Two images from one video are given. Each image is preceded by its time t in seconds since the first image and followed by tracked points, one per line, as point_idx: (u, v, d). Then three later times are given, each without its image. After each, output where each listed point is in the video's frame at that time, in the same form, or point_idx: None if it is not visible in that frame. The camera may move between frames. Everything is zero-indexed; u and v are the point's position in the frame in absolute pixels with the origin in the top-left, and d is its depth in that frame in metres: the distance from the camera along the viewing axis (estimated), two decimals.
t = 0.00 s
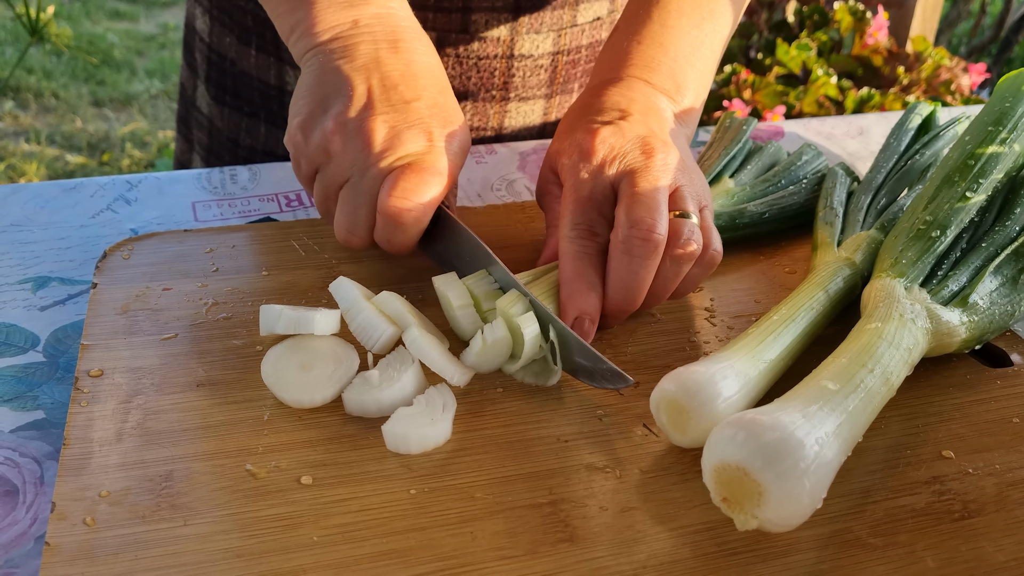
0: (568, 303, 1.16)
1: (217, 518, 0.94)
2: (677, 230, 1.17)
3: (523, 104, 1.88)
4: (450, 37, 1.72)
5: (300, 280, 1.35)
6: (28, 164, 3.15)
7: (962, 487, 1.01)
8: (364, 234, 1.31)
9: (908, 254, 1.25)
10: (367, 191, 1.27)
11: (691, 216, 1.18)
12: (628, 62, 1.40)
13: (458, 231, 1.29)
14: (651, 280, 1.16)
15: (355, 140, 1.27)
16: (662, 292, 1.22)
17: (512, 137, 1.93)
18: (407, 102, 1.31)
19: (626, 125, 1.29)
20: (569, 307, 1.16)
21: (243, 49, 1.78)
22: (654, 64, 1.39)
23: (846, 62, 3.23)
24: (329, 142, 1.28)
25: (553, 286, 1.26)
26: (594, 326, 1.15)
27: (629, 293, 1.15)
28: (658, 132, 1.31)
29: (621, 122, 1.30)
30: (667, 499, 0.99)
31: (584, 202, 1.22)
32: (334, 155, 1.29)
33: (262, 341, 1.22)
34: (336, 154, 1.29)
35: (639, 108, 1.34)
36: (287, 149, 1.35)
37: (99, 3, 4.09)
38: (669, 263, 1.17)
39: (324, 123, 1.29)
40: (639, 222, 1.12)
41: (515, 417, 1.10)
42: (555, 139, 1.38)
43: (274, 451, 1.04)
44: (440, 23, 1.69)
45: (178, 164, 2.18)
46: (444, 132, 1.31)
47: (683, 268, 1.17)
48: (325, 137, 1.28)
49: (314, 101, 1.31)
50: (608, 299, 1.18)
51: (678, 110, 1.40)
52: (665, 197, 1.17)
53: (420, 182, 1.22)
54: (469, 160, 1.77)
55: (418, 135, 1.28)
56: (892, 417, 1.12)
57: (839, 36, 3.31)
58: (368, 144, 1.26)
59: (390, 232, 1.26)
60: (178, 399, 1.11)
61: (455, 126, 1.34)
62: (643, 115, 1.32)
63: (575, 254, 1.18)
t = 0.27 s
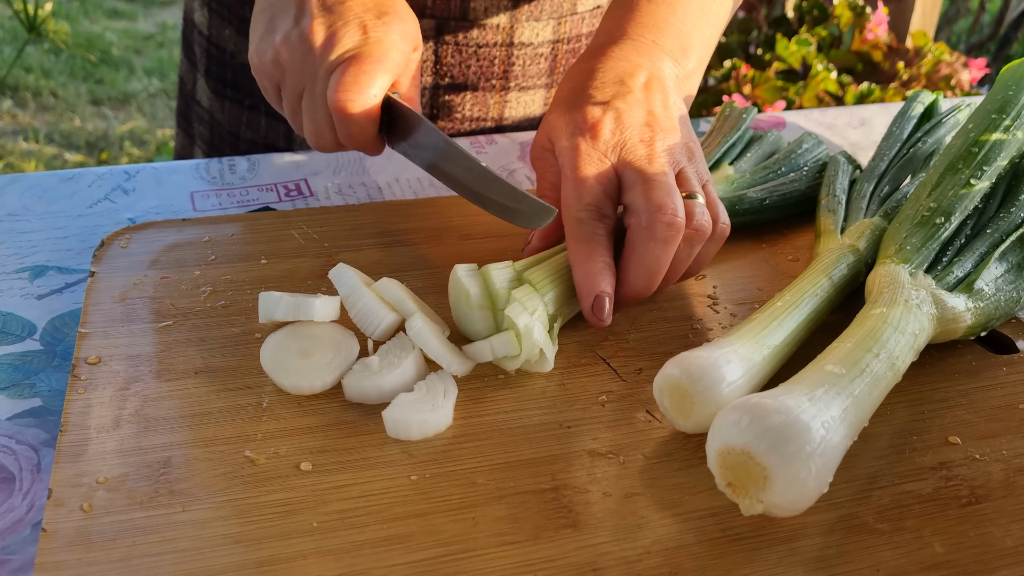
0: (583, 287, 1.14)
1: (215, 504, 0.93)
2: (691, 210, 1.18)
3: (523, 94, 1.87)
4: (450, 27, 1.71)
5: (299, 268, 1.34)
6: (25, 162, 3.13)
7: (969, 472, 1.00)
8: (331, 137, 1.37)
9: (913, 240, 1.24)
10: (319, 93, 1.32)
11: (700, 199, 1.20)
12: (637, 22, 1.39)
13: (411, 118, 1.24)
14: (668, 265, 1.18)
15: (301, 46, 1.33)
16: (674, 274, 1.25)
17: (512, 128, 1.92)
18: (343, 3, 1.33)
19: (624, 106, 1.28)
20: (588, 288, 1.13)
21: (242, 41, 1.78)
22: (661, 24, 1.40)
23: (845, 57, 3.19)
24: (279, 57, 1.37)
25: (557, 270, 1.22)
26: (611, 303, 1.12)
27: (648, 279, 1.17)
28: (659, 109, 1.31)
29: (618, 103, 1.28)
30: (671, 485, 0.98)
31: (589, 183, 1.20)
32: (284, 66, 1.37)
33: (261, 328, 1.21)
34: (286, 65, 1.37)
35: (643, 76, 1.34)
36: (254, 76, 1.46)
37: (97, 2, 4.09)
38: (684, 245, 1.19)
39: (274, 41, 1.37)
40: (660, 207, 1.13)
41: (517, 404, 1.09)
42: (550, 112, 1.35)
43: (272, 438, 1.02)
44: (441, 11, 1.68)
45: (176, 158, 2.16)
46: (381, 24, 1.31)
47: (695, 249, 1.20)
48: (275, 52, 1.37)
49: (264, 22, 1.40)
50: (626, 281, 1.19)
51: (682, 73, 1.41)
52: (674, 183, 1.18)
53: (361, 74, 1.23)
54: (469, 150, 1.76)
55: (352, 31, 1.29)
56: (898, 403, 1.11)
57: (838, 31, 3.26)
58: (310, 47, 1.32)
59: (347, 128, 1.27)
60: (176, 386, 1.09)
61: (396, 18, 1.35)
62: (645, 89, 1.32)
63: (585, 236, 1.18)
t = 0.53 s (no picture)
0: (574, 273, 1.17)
1: (218, 493, 0.92)
2: (686, 196, 1.17)
3: (526, 86, 1.86)
4: (452, 18, 1.70)
5: (302, 258, 1.33)
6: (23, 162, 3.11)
7: (980, 460, 0.99)
8: (353, 172, 1.28)
9: (920, 228, 1.23)
10: (355, 126, 1.24)
11: (696, 184, 1.19)
12: (636, 20, 1.38)
13: (446, 161, 1.22)
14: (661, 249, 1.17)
15: (342, 77, 1.24)
16: (668, 261, 1.24)
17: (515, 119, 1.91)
18: (391, 39, 1.27)
19: (629, 90, 1.27)
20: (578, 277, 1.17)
21: (242, 33, 1.75)
22: (661, 24, 1.38)
23: (846, 53, 3.19)
24: (316, 84, 1.27)
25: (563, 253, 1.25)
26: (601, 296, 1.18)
27: (639, 262, 1.15)
28: (662, 98, 1.29)
29: (623, 88, 1.27)
30: (679, 473, 0.97)
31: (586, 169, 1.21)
32: (321, 96, 1.27)
33: (264, 317, 1.20)
34: (323, 95, 1.27)
35: (642, 70, 1.32)
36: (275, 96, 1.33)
37: (95, 3, 4.08)
38: (678, 231, 1.18)
39: (310, 66, 1.27)
40: (649, 189, 1.11)
41: (524, 392, 1.08)
42: (557, 100, 1.36)
43: (276, 426, 1.01)
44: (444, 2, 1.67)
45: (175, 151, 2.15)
46: (429, 68, 1.28)
47: (691, 235, 1.18)
48: (312, 80, 1.27)
49: (300, 46, 1.29)
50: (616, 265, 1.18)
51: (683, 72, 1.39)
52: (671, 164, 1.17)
53: (407, 115, 1.19)
54: (471, 141, 1.75)
55: (402, 70, 1.24)
56: (907, 391, 1.10)
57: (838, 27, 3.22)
58: (353, 81, 1.23)
59: (379, 169, 1.22)
60: (178, 375, 1.08)
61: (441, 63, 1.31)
62: (647, 79, 1.31)
63: (581, 221, 1.18)
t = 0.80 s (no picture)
0: (581, 267, 1.15)
1: (219, 486, 0.91)
2: (696, 195, 1.17)
3: (539, 78, 1.85)
4: (455, 11, 1.69)
5: (303, 251, 1.32)
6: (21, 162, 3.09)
7: (989, 452, 0.98)
8: (318, 157, 1.42)
9: (926, 220, 1.22)
10: (316, 116, 1.38)
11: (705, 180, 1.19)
12: (639, 7, 1.38)
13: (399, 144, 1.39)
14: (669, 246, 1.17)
15: (302, 68, 1.39)
16: (674, 257, 1.23)
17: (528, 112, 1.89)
18: (350, 30, 1.41)
19: (637, 79, 1.26)
20: (584, 270, 1.14)
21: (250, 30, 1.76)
22: (664, 11, 1.38)
23: (846, 49, 3.20)
24: (279, 75, 1.41)
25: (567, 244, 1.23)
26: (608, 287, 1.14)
27: (648, 259, 1.15)
28: (670, 86, 1.29)
29: (631, 77, 1.26)
30: (685, 466, 0.96)
31: (596, 160, 1.19)
32: (283, 85, 1.41)
33: (265, 311, 1.19)
34: (285, 84, 1.41)
35: (648, 57, 1.31)
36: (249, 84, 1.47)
37: (93, 2, 4.07)
38: (686, 228, 1.18)
39: (275, 57, 1.42)
40: (663, 187, 1.11)
41: (528, 385, 1.07)
42: (562, 88, 1.34)
43: (277, 419, 1.00)
44: None
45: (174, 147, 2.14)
46: (385, 57, 1.41)
47: (699, 233, 1.19)
48: (276, 70, 1.41)
49: (268, 35, 1.45)
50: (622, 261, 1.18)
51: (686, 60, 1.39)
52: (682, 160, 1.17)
53: (357, 109, 1.33)
54: (473, 135, 1.74)
55: (357, 63, 1.37)
56: (913, 383, 1.09)
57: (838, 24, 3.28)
58: (313, 72, 1.37)
59: (339, 156, 1.37)
60: (178, 369, 1.07)
61: (398, 52, 1.44)
62: (653, 68, 1.30)
63: (588, 214, 1.17)
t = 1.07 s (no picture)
0: (593, 243, 1.19)
1: (222, 491, 0.90)
2: (708, 157, 1.17)
3: (529, 80, 1.84)
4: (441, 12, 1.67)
5: (305, 253, 1.31)
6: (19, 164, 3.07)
7: (1000, 453, 0.97)
8: (344, 122, 1.30)
9: (933, 219, 1.21)
10: (339, 76, 1.26)
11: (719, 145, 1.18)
12: None
13: (430, 109, 1.19)
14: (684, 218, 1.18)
15: (319, 27, 1.29)
16: (697, 226, 1.22)
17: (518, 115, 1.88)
18: None
19: (640, 59, 1.27)
20: (594, 247, 1.19)
21: (245, 27, 1.74)
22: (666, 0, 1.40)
23: (846, 49, 3.21)
24: (296, 36, 1.32)
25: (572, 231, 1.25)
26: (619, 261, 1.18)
27: (664, 231, 1.16)
28: (676, 66, 1.30)
29: (634, 57, 1.28)
30: (693, 469, 0.95)
31: (604, 138, 1.20)
32: (303, 47, 1.32)
33: (267, 313, 1.18)
34: (303, 44, 1.32)
35: (652, 42, 1.33)
36: (265, 53, 1.41)
37: (92, 4, 4.06)
38: (702, 192, 1.17)
39: (290, 19, 1.33)
40: (673, 155, 1.13)
41: (534, 387, 1.06)
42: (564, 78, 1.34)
43: (281, 423, 0.99)
44: None
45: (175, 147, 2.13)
46: (405, 11, 1.28)
47: (717, 196, 1.18)
48: (293, 31, 1.32)
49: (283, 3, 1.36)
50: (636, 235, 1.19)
51: (691, 47, 1.40)
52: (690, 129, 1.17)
53: (384, 60, 1.18)
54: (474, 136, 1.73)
55: (376, 15, 1.25)
56: (921, 384, 1.08)
57: (839, 24, 3.27)
58: (331, 29, 1.27)
59: (363, 115, 1.22)
60: (180, 372, 1.06)
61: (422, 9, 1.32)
62: (656, 49, 1.31)
63: (598, 191, 1.18)
